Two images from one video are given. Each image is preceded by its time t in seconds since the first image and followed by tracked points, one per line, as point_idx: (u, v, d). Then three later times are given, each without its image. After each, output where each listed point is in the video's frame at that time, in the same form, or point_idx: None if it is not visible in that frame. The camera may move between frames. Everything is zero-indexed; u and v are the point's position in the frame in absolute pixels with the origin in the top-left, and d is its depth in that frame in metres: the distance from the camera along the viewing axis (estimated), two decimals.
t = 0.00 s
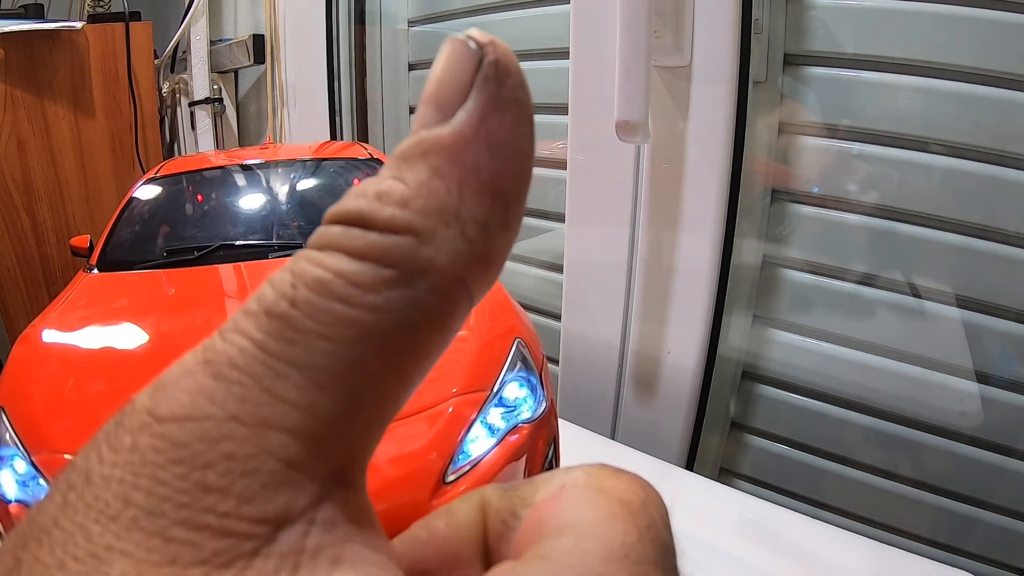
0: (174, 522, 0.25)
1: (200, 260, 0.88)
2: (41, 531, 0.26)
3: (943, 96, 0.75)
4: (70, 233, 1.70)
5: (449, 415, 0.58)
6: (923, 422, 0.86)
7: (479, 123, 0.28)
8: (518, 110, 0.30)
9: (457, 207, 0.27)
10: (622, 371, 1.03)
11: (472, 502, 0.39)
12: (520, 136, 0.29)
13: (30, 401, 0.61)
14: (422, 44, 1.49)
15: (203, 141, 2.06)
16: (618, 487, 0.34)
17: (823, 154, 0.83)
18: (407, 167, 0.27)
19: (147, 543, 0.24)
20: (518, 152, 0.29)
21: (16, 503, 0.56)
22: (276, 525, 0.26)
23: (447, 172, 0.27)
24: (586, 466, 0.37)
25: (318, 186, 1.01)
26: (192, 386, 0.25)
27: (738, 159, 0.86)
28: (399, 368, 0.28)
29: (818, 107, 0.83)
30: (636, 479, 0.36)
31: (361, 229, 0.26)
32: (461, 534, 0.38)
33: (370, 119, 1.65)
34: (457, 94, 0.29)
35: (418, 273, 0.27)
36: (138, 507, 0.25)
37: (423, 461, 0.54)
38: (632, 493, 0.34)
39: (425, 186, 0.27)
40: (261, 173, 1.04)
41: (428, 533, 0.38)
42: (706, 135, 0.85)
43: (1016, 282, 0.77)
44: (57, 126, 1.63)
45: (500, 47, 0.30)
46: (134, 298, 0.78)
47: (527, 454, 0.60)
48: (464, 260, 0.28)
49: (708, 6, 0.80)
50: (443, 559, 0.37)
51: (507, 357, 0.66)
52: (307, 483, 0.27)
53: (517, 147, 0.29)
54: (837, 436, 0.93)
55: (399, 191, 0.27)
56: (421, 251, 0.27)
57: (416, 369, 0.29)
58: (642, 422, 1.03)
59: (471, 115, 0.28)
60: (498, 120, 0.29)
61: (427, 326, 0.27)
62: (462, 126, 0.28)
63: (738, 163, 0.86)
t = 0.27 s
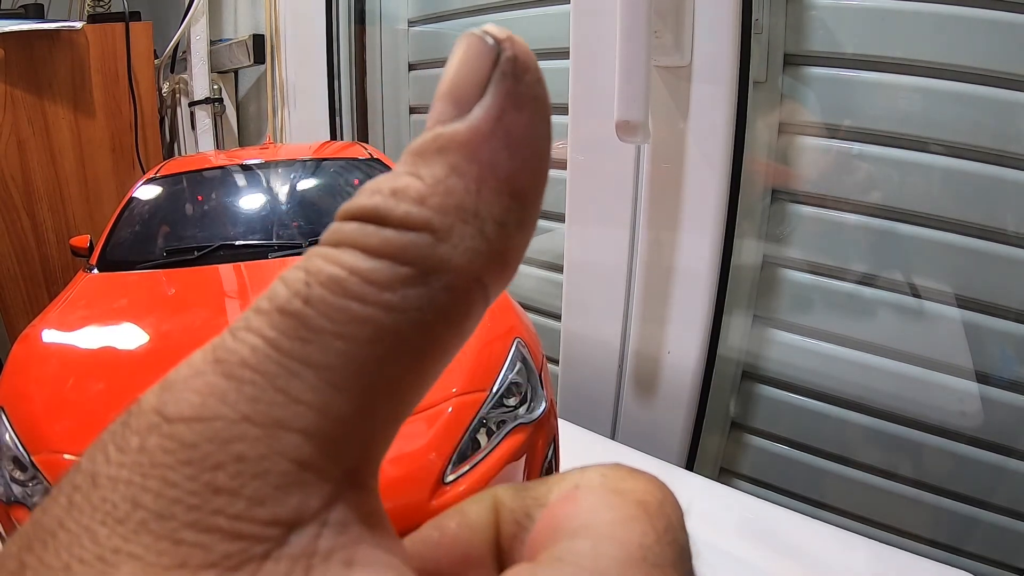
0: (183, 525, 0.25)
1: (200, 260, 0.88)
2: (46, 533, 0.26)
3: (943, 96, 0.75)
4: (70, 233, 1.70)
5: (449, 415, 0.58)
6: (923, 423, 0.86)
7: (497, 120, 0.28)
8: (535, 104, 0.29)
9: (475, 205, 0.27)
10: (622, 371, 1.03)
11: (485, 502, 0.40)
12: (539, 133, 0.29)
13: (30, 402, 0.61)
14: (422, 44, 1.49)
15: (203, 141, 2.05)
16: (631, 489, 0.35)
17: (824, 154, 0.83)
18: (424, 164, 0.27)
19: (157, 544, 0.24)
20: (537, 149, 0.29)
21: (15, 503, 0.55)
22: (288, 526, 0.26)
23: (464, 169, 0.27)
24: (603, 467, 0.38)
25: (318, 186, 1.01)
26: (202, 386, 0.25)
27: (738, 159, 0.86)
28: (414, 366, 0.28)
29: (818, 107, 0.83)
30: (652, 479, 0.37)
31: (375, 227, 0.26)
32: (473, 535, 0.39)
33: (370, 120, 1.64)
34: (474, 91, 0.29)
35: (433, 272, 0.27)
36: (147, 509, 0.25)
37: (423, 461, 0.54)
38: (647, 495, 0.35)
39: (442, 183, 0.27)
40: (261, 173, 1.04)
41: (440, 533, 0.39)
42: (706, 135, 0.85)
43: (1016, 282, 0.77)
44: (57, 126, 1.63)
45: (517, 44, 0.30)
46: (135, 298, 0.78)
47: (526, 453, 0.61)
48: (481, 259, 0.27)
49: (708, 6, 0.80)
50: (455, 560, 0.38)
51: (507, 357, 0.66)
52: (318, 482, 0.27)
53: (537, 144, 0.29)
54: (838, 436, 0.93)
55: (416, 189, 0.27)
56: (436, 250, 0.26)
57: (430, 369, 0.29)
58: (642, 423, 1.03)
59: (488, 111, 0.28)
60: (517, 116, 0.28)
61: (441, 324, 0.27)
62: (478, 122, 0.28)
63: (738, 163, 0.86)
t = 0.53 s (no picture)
0: (189, 531, 0.25)
1: (199, 260, 0.88)
2: (52, 538, 0.26)
3: (944, 96, 0.75)
4: (70, 233, 1.70)
5: (449, 415, 0.58)
6: (923, 423, 0.86)
7: (502, 131, 0.27)
8: (540, 113, 0.28)
9: (480, 214, 0.27)
10: (622, 371, 1.03)
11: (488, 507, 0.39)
12: (544, 143, 0.28)
13: (30, 402, 0.61)
14: (422, 44, 1.49)
15: (203, 141, 2.05)
16: (634, 497, 0.33)
17: (824, 154, 0.83)
18: (430, 174, 0.27)
19: (161, 553, 0.24)
20: (542, 160, 0.28)
21: (15, 503, 0.55)
22: (293, 533, 0.26)
23: (470, 179, 0.26)
24: (607, 471, 0.36)
25: (318, 186, 1.01)
26: (210, 392, 0.25)
27: (738, 159, 0.86)
28: (418, 375, 0.27)
29: (818, 107, 0.83)
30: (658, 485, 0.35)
31: (381, 235, 0.26)
32: (476, 541, 0.38)
33: (370, 120, 1.64)
34: (479, 101, 0.28)
35: (438, 281, 0.26)
36: (152, 517, 0.25)
37: (423, 461, 0.54)
38: (650, 503, 0.33)
39: (447, 193, 0.26)
40: (261, 173, 1.04)
41: (444, 539, 0.38)
42: (707, 135, 0.85)
43: (1016, 282, 0.77)
44: (57, 126, 1.63)
45: (523, 53, 0.29)
46: (135, 298, 0.78)
47: (527, 453, 0.61)
48: (486, 269, 0.27)
49: (708, 6, 0.80)
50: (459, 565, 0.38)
51: (507, 357, 0.66)
52: (324, 484, 0.27)
53: (542, 154, 0.28)
54: (837, 436, 0.93)
55: (421, 198, 0.26)
56: (441, 259, 0.26)
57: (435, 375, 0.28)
58: (642, 423, 1.03)
59: (493, 122, 0.28)
60: (522, 127, 0.28)
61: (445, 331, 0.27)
62: (484, 134, 0.27)
63: (738, 163, 0.86)
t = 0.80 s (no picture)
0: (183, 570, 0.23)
1: (199, 260, 0.88)
2: None
3: (943, 96, 0.75)
4: (71, 233, 1.70)
5: (449, 415, 0.58)
6: (923, 423, 0.86)
7: (413, 203, 0.30)
8: (453, 199, 0.31)
9: (386, 269, 0.29)
10: (622, 371, 1.03)
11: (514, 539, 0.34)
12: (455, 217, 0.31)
13: (30, 401, 0.61)
14: (422, 44, 1.49)
15: (203, 141, 2.05)
16: (680, 544, 0.29)
17: (823, 154, 0.83)
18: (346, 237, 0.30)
19: (93, 568, 0.26)
20: (455, 226, 0.31)
21: (15, 503, 0.55)
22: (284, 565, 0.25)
23: (380, 242, 0.29)
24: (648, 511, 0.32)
25: (318, 186, 1.01)
26: (143, 415, 0.28)
27: (738, 159, 0.86)
28: (331, 404, 0.30)
29: (818, 107, 0.83)
30: (721, 530, 0.31)
31: (301, 280, 0.30)
32: None
33: (370, 120, 1.64)
34: (399, 180, 0.30)
35: (342, 321, 0.29)
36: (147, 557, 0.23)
37: (422, 461, 0.54)
38: (701, 554, 0.29)
39: (359, 252, 0.29)
40: (261, 173, 1.04)
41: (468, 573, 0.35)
42: (706, 134, 0.85)
43: (1017, 282, 0.76)
44: (57, 126, 1.63)
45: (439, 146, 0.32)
46: (135, 298, 0.78)
47: (526, 453, 0.61)
48: (387, 314, 0.30)
49: (707, 7, 0.80)
50: None
51: (507, 357, 0.66)
52: (254, 491, 0.30)
53: (453, 227, 0.30)
54: (838, 436, 0.93)
55: (337, 253, 0.30)
56: (344, 300, 0.29)
57: (352, 405, 0.32)
58: (642, 422, 1.03)
59: (408, 196, 0.30)
60: (436, 203, 0.30)
61: (362, 365, 0.30)
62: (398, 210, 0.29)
63: (738, 163, 0.86)
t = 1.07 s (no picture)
0: None
1: (199, 260, 0.88)
2: None
3: (944, 96, 0.75)
4: (71, 233, 1.70)
5: (449, 415, 0.58)
6: (923, 422, 0.86)
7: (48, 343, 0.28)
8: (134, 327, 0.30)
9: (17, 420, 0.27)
10: (622, 371, 1.03)
11: None
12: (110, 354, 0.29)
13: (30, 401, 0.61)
14: (422, 44, 1.49)
15: (203, 141, 2.05)
16: None
17: (823, 154, 0.84)
18: None
19: None
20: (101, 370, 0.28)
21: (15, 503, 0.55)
22: None
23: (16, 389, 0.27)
24: None
25: (318, 186, 1.01)
26: None
27: (738, 159, 0.86)
28: None
29: (819, 107, 0.83)
30: None
31: None
32: None
33: (370, 120, 1.64)
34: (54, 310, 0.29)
35: None
36: None
37: (422, 461, 0.54)
38: None
39: None
40: (262, 173, 1.04)
41: None
42: (706, 134, 0.85)
43: (1017, 282, 0.75)
44: (57, 126, 1.63)
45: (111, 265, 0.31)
46: (134, 298, 0.78)
47: (526, 453, 0.61)
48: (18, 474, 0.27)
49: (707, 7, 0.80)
50: None
51: (507, 357, 0.66)
52: None
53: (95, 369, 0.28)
54: (838, 436, 0.93)
55: None
56: None
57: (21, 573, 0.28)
58: (642, 422, 1.03)
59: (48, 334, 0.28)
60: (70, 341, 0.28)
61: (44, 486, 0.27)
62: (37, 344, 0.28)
63: (738, 163, 0.86)
